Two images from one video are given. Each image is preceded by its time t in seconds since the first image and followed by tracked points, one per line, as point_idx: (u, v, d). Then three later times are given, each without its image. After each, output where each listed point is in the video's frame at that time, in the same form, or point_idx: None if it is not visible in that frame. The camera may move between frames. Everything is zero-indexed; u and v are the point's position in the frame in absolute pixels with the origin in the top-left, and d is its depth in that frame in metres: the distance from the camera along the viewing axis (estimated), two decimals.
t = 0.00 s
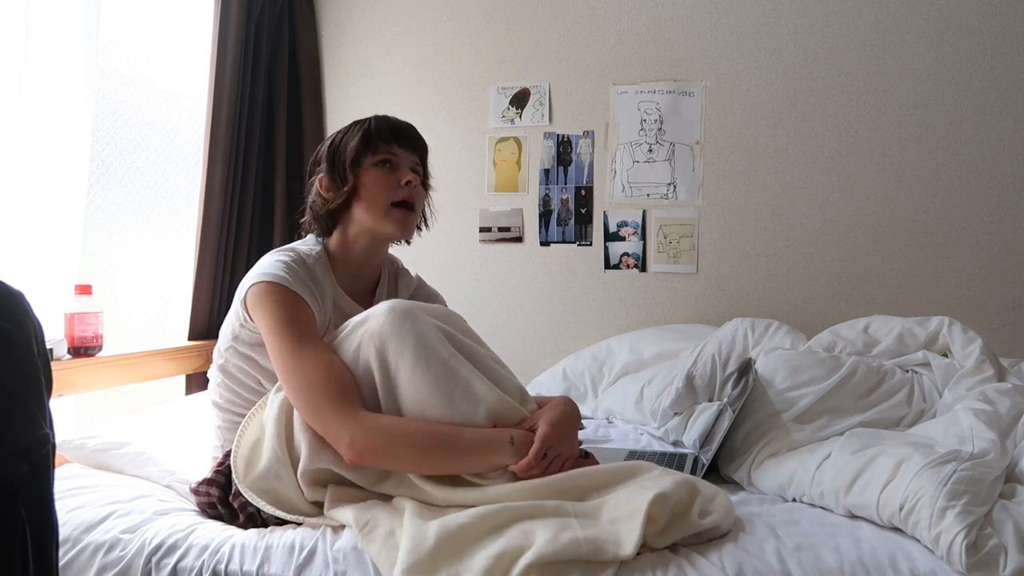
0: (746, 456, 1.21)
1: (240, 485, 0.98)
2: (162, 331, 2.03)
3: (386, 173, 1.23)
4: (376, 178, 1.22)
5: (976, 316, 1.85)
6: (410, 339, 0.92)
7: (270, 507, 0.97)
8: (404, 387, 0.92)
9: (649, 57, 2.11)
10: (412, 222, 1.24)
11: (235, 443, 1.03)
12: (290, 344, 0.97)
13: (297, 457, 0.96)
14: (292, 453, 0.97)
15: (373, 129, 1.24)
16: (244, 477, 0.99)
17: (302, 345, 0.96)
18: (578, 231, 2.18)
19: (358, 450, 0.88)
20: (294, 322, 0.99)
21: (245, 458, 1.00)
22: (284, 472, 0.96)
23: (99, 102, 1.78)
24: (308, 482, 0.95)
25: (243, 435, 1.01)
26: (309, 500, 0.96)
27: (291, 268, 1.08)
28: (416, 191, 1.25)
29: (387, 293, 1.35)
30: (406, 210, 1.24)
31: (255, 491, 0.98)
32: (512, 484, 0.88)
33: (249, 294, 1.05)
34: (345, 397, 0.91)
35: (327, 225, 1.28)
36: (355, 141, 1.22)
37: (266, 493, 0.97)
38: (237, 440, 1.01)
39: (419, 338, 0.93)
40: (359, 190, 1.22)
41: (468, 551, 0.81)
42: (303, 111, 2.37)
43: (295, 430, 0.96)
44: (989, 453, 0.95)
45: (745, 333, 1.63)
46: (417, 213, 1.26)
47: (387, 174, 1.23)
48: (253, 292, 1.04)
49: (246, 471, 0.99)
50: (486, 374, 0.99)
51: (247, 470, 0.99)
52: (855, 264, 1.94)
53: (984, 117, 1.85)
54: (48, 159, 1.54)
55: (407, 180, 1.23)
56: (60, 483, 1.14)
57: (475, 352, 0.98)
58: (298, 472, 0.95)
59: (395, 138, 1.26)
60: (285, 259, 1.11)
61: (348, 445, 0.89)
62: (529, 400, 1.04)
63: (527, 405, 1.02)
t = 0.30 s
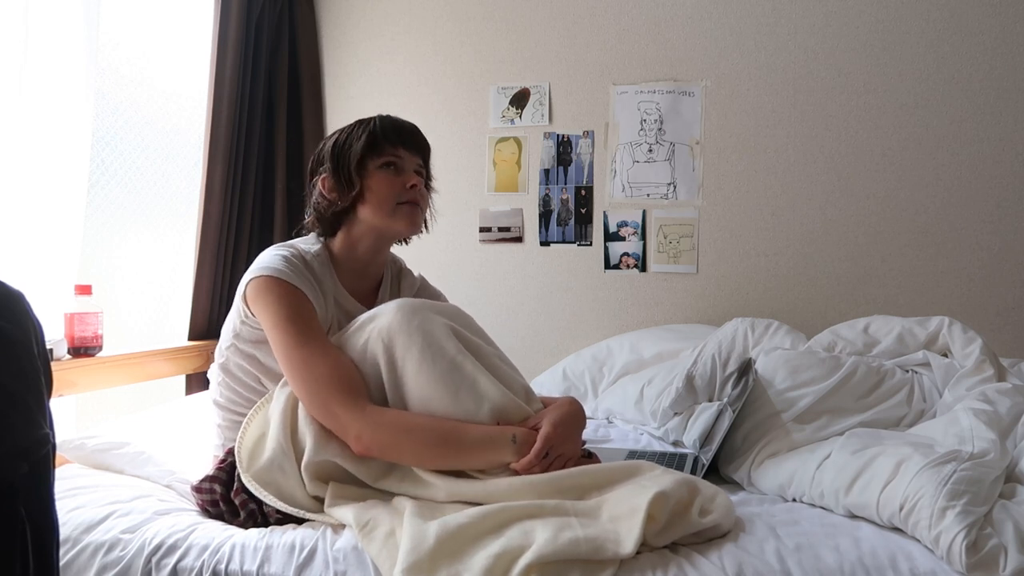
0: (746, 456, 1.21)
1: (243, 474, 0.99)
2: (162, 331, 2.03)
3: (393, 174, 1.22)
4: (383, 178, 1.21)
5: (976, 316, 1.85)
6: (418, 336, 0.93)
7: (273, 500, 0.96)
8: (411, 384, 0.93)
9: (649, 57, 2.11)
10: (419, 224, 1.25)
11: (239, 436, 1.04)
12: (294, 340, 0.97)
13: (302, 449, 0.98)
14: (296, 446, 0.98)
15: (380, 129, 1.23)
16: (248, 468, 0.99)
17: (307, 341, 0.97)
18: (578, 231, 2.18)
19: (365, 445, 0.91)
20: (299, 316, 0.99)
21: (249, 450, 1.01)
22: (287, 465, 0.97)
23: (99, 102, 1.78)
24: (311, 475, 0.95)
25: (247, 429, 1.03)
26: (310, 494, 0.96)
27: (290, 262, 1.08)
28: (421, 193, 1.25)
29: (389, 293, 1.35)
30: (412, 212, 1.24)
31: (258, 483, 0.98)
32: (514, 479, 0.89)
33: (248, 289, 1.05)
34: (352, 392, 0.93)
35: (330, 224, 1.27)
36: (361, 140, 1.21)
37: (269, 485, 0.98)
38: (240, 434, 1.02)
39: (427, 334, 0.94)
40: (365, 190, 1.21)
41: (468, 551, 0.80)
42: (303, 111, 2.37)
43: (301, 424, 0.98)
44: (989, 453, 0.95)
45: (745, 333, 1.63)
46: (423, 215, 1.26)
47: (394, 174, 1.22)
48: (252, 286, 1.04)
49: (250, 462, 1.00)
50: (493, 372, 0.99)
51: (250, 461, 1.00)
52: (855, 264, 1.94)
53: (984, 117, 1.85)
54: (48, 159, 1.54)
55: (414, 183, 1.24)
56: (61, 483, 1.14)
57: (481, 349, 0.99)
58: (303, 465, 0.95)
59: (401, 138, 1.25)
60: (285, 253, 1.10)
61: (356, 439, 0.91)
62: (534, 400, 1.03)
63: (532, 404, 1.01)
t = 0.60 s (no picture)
0: (746, 456, 1.21)
1: (243, 478, 0.98)
2: (162, 330, 2.03)
3: (391, 180, 1.22)
4: (382, 187, 1.21)
5: (976, 316, 1.85)
6: (422, 337, 0.93)
7: (274, 503, 0.96)
8: (415, 391, 0.93)
9: (649, 57, 2.11)
10: (422, 227, 1.25)
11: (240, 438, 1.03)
12: (299, 352, 0.95)
13: (303, 454, 0.97)
14: (298, 450, 0.98)
15: (371, 135, 1.21)
16: (248, 471, 0.99)
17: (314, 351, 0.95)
18: (578, 231, 2.18)
19: (366, 467, 0.88)
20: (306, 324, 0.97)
21: (250, 452, 1.00)
22: (288, 469, 0.96)
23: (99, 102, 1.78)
24: (312, 479, 0.95)
25: (249, 430, 1.02)
26: (312, 497, 0.96)
27: (313, 268, 1.07)
28: (421, 198, 1.24)
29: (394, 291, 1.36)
30: (414, 218, 1.24)
31: (259, 486, 0.98)
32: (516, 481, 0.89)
33: (275, 296, 1.03)
34: (356, 409, 0.91)
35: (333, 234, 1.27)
36: (355, 151, 1.20)
37: (269, 488, 0.97)
38: (242, 436, 1.01)
39: (432, 342, 0.93)
40: (365, 201, 1.21)
41: (468, 551, 0.81)
42: (303, 111, 2.37)
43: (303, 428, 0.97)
44: (989, 454, 0.95)
45: (745, 333, 1.63)
46: (425, 217, 1.26)
47: (392, 181, 1.22)
48: (277, 296, 1.02)
49: (250, 465, 0.99)
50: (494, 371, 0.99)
51: (250, 465, 0.99)
52: (855, 264, 1.94)
53: (984, 117, 1.85)
54: (48, 159, 1.54)
55: (413, 187, 1.22)
56: (61, 483, 1.14)
57: (486, 351, 0.99)
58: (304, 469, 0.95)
59: (395, 141, 1.23)
60: (307, 261, 1.09)
61: (356, 460, 0.88)
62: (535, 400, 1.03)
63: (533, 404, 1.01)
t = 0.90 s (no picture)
0: (746, 456, 1.21)
1: (238, 489, 0.98)
2: (162, 331, 2.03)
3: (404, 184, 1.22)
4: (394, 188, 1.21)
5: (976, 316, 1.85)
6: (408, 340, 0.92)
7: (269, 511, 0.97)
8: (403, 392, 0.92)
9: (649, 57, 2.11)
10: (427, 236, 1.25)
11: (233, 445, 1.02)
12: (289, 353, 0.95)
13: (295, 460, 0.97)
14: (290, 456, 0.97)
15: (392, 137, 1.22)
16: (242, 482, 0.98)
17: (303, 353, 0.94)
18: (578, 231, 2.18)
19: (353, 465, 0.86)
20: (293, 326, 0.97)
21: (243, 461, 1.00)
22: (281, 476, 0.96)
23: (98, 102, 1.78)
24: (306, 484, 0.95)
25: (239, 440, 1.01)
26: (308, 501, 0.96)
27: (304, 269, 1.08)
28: (430, 206, 1.24)
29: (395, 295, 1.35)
30: (421, 225, 1.24)
31: (254, 494, 0.97)
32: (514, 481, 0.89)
33: (262, 296, 1.04)
34: (345, 410, 0.90)
35: (337, 228, 1.26)
36: (373, 149, 1.20)
37: (265, 495, 0.97)
38: (234, 444, 1.01)
39: (418, 343, 0.92)
40: (376, 199, 1.21)
41: (468, 551, 0.81)
42: (303, 111, 2.37)
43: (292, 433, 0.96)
44: (989, 454, 0.95)
45: (745, 333, 1.63)
46: (431, 227, 1.26)
47: (405, 185, 1.22)
48: (266, 294, 1.03)
49: (244, 475, 0.99)
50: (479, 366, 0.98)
51: (244, 473, 0.99)
52: (855, 264, 1.94)
53: (984, 117, 1.85)
54: (48, 160, 1.54)
55: (425, 195, 1.23)
56: (60, 483, 1.14)
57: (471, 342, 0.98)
58: (297, 474, 0.95)
59: (413, 147, 1.24)
60: (300, 262, 1.10)
61: (342, 458, 0.87)
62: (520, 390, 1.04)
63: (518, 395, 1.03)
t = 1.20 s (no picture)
0: (746, 456, 1.21)
1: (236, 496, 0.98)
2: (162, 331, 2.03)
3: (413, 193, 1.20)
4: (403, 199, 1.19)
5: (976, 316, 1.85)
6: (411, 351, 0.91)
7: (266, 518, 0.96)
8: (407, 412, 0.91)
9: (649, 57, 2.11)
10: (438, 246, 1.23)
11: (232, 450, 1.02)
12: (293, 366, 0.94)
13: (294, 469, 0.96)
14: (289, 465, 0.96)
15: (402, 144, 1.19)
16: (240, 489, 0.98)
17: (309, 366, 0.93)
18: (578, 231, 2.18)
19: (358, 485, 0.87)
20: (299, 336, 0.96)
21: (242, 468, 0.99)
22: (280, 485, 0.96)
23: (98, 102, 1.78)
24: (307, 491, 0.95)
25: (239, 444, 1.00)
26: (308, 508, 0.96)
27: (314, 277, 1.06)
28: (442, 217, 1.22)
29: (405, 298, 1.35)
30: (432, 236, 1.22)
31: (251, 502, 0.97)
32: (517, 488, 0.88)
33: (272, 303, 1.02)
34: (350, 428, 0.89)
35: (349, 235, 1.26)
36: (382, 158, 1.18)
37: (263, 503, 0.97)
38: (233, 449, 1.00)
39: (424, 363, 0.91)
40: (384, 211, 1.19)
41: (469, 551, 0.81)
42: (303, 111, 2.37)
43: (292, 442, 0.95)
44: (989, 453, 0.95)
45: (745, 333, 1.63)
46: (443, 236, 1.24)
47: (414, 194, 1.20)
48: (276, 302, 1.01)
49: (242, 482, 0.98)
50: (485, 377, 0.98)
51: (243, 480, 0.98)
52: (855, 264, 1.94)
53: (984, 116, 1.85)
54: (48, 160, 1.54)
55: (435, 204, 1.21)
56: (61, 483, 1.14)
57: (471, 353, 0.97)
58: (297, 483, 0.95)
59: (425, 153, 1.21)
60: (309, 270, 1.08)
61: (347, 477, 0.87)
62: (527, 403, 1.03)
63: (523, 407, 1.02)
